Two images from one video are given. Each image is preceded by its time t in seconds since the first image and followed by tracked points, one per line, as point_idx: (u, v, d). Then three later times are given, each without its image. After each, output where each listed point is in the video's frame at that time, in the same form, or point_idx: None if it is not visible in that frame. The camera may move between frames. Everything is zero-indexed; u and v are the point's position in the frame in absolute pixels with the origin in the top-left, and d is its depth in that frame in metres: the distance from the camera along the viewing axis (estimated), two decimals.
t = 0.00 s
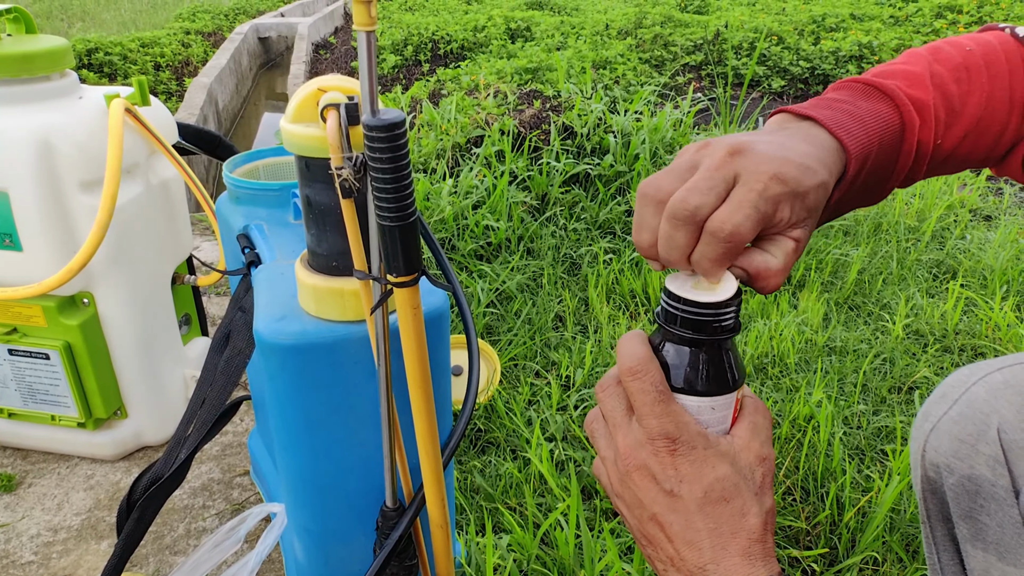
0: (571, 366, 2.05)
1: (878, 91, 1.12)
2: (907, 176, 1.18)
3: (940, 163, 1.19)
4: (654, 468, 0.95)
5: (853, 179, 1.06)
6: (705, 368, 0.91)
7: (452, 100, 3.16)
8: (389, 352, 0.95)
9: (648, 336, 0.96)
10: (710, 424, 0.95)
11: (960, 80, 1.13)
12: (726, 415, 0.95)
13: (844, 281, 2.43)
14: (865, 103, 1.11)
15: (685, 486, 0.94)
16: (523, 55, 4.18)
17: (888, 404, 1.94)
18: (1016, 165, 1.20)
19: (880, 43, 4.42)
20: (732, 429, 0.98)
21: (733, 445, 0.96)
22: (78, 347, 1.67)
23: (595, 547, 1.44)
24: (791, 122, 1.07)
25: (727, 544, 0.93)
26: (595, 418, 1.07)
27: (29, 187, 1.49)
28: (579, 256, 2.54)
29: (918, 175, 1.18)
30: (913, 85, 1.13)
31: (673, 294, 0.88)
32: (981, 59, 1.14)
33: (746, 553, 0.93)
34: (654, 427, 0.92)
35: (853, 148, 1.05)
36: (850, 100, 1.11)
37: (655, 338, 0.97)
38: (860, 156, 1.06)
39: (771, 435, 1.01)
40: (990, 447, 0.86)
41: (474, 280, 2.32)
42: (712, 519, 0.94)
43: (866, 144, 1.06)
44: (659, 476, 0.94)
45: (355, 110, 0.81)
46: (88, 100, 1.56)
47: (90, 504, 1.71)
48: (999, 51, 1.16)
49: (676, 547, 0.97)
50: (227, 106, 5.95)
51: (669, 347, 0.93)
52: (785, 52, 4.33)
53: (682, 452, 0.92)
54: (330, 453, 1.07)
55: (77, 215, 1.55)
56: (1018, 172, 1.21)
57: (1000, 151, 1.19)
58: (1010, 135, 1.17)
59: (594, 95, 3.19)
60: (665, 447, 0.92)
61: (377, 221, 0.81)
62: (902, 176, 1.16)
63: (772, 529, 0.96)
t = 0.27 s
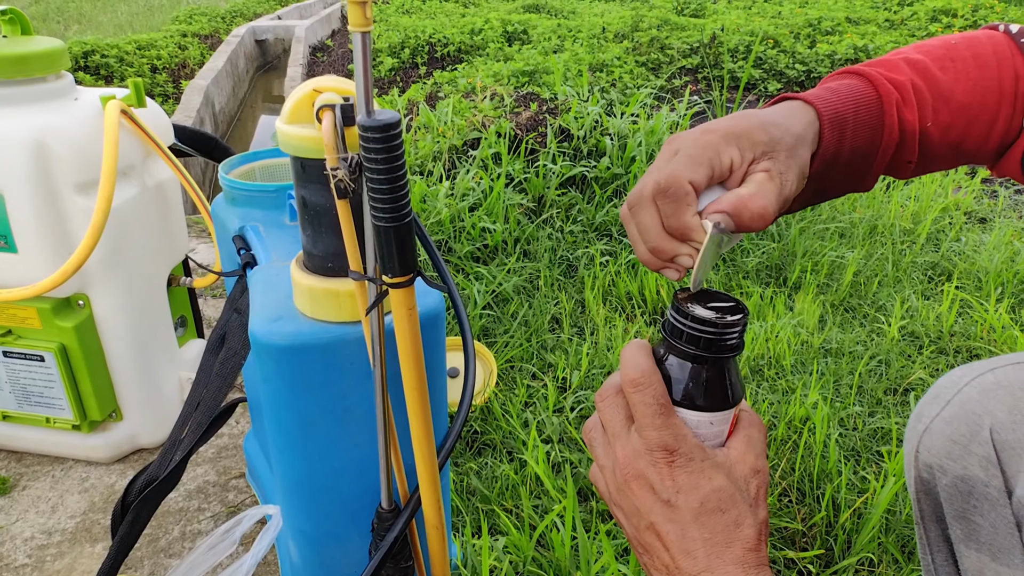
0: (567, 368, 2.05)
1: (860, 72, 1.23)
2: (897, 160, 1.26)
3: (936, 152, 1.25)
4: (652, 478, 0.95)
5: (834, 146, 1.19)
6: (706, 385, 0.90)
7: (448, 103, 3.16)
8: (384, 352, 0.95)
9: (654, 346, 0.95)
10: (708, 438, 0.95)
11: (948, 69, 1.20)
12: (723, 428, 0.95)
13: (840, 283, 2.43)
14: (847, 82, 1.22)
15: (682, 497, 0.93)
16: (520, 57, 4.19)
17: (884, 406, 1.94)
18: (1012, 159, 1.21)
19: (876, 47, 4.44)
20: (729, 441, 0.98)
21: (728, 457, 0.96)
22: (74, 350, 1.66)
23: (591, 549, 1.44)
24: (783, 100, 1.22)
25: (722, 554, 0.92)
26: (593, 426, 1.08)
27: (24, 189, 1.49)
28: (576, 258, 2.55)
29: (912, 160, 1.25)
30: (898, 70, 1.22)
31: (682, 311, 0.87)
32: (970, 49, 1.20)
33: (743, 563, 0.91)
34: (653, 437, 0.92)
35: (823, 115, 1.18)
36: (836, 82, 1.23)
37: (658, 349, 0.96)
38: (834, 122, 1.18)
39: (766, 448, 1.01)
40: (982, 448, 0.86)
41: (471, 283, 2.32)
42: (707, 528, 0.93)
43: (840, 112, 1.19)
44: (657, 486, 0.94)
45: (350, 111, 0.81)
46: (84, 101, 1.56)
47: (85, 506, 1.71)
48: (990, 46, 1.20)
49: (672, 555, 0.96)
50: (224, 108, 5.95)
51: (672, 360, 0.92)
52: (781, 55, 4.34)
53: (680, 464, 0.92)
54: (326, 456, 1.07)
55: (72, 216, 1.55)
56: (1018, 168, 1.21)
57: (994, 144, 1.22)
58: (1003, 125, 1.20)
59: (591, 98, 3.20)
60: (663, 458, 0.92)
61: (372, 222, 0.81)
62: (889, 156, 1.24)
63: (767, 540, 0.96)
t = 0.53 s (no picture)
0: (562, 370, 2.05)
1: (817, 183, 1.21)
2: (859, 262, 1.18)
3: (902, 258, 1.16)
4: (640, 492, 0.95)
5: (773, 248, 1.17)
6: (690, 399, 0.90)
7: (444, 106, 3.17)
8: (378, 356, 0.95)
9: (638, 358, 0.95)
10: (693, 450, 0.95)
11: (907, 181, 1.15)
12: (707, 440, 0.96)
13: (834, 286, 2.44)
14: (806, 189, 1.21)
15: (670, 510, 0.94)
16: (516, 61, 4.20)
17: (877, 408, 1.95)
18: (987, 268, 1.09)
19: (869, 51, 4.46)
20: (713, 452, 0.99)
21: (713, 469, 0.97)
22: (67, 353, 1.66)
23: (585, 552, 1.44)
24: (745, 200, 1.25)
25: (710, 564, 0.92)
26: (579, 441, 1.08)
27: (18, 191, 1.49)
28: (571, 261, 2.55)
29: (873, 263, 1.18)
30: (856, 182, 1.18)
31: (666, 324, 0.86)
32: (934, 165, 1.14)
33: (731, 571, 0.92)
34: (640, 452, 0.92)
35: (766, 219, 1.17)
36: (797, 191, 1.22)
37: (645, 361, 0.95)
38: (779, 225, 1.17)
39: (751, 458, 1.01)
40: (973, 453, 0.87)
41: (466, 285, 2.32)
42: (695, 541, 0.94)
43: (786, 217, 1.17)
44: (645, 500, 0.95)
45: (343, 115, 0.81)
46: (78, 104, 1.56)
47: (78, 510, 1.70)
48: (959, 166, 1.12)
49: (661, 568, 0.96)
50: (220, 110, 5.95)
51: (657, 373, 0.91)
52: (775, 58, 4.36)
53: (666, 477, 0.93)
54: (320, 459, 1.08)
55: (66, 219, 1.55)
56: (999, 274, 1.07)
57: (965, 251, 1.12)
58: (971, 234, 1.11)
59: (586, 101, 3.20)
60: (651, 472, 0.93)
61: (365, 226, 0.81)
62: (843, 258, 1.17)
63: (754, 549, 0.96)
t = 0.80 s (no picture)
0: (558, 373, 2.05)
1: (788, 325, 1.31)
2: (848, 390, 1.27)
3: (885, 383, 1.26)
4: (620, 515, 0.95)
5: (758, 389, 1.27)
6: (659, 418, 0.89)
7: (440, 108, 3.17)
8: (375, 358, 0.95)
9: (605, 381, 0.95)
10: (666, 469, 0.95)
11: (874, 312, 1.26)
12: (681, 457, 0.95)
13: (829, 288, 2.45)
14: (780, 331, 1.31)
15: (649, 531, 0.94)
16: (512, 63, 4.21)
17: (873, 410, 1.95)
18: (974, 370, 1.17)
19: (864, 54, 4.48)
20: (687, 469, 0.98)
21: (687, 486, 0.96)
22: (62, 356, 1.65)
23: (582, 554, 1.44)
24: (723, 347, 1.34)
25: None
26: (553, 468, 1.08)
27: (12, 194, 1.48)
28: (567, 263, 2.55)
29: (863, 388, 1.26)
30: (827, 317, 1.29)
31: (626, 345, 0.85)
32: (892, 293, 1.27)
33: None
34: (616, 476, 0.91)
35: (746, 369, 1.27)
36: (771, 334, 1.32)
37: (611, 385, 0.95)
38: (760, 371, 1.27)
39: (725, 471, 1.00)
40: (976, 451, 0.84)
41: (462, 288, 2.32)
42: (677, 560, 0.94)
43: (764, 363, 1.27)
44: (625, 523, 0.95)
45: (341, 118, 0.81)
46: (74, 107, 1.55)
47: (73, 514, 1.69)
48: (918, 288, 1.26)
49: None
50: (216, 112, 5.94)
51: (624, 397, 0.91)
52: (770, 61, 4.37)
53: (644, 499, 0.93)
54: (316, 463, 1.07)
55: (61, 222, 1.55)
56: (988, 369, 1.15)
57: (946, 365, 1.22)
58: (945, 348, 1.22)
59: (582, 103, 3.21)
60: (628, 494, 0.92)
61: (363, 228, 0.81)
62: (830, 390, 1.27)
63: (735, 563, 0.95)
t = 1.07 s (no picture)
0: (557, 374, 2.05)
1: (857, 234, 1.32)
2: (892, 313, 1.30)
3: (925, 310, 1.29)
4: (619, 508, 0.95)
5: (840, 287, 1.26)
6: (658, 413, 0.89)
7: (439, 110, 3.17)
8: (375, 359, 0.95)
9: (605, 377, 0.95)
10: (666, 462, 0.95)
11: (926, 238, 1.29)
12: (680, 451, 0.95)
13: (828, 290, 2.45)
14: (845, 238, 1.32)
15: (648, 523, 0.94)
16: (510, 65, 4.21)
17: (871, 411, 1.95)
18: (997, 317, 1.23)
19: (861, 56, 4.49)
20: (686, 464, 0.98)
21: (687, 480, 0.96)
22: (60, 358, 1.65)
23: (582, 556, 1.44)
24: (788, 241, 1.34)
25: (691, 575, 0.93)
26: (555, 461, 1.08)
27: (10, 195, 1.48)
28: (566, 265, 2.55)
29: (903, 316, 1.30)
30: (888, 234, 1.31)
31: (626, 340, 0.85)
32: (945, 223, 1.29)
33: None
34: (614, 469, 0.91)
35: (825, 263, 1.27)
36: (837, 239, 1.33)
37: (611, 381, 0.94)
38: (839, 269, 1.27)
39: (725, 465, 1.00)
40: (968, 449, 0.91)
41: (461, 289, 2.32)
42: (673, 552, 0.94)
43: (843, 259, 1.27)
44: (624, 516, 0.95)
45: (341, 119, 0.81)
46: (72, 108, 1.55)
47: (70, 516, 1.69)
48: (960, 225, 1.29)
49: None
50: (213, 114, 5.93)
51: (623, 393, 0.90)
52: (768, 63, 4.38)
53: (642, 492, 0.92)
54: (316, 464, 1.07)
55: (59, 224, 1.54)
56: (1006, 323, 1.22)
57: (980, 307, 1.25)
58: (984, 286, 1.24)
59: (580, 105, 3.21)
60: (626, 487, 0.92)
61: (363, 230, 0.81)
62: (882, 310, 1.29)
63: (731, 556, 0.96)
